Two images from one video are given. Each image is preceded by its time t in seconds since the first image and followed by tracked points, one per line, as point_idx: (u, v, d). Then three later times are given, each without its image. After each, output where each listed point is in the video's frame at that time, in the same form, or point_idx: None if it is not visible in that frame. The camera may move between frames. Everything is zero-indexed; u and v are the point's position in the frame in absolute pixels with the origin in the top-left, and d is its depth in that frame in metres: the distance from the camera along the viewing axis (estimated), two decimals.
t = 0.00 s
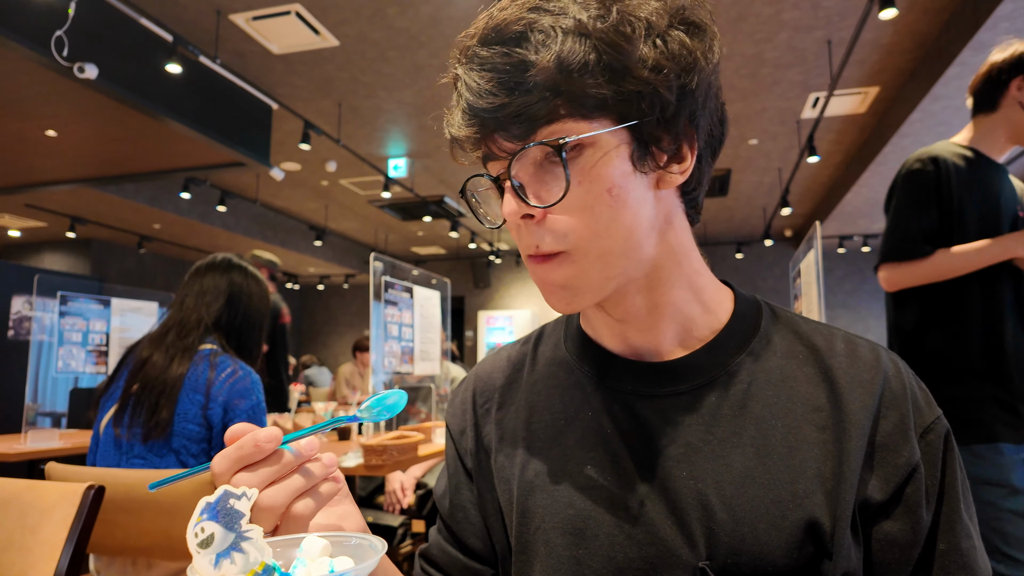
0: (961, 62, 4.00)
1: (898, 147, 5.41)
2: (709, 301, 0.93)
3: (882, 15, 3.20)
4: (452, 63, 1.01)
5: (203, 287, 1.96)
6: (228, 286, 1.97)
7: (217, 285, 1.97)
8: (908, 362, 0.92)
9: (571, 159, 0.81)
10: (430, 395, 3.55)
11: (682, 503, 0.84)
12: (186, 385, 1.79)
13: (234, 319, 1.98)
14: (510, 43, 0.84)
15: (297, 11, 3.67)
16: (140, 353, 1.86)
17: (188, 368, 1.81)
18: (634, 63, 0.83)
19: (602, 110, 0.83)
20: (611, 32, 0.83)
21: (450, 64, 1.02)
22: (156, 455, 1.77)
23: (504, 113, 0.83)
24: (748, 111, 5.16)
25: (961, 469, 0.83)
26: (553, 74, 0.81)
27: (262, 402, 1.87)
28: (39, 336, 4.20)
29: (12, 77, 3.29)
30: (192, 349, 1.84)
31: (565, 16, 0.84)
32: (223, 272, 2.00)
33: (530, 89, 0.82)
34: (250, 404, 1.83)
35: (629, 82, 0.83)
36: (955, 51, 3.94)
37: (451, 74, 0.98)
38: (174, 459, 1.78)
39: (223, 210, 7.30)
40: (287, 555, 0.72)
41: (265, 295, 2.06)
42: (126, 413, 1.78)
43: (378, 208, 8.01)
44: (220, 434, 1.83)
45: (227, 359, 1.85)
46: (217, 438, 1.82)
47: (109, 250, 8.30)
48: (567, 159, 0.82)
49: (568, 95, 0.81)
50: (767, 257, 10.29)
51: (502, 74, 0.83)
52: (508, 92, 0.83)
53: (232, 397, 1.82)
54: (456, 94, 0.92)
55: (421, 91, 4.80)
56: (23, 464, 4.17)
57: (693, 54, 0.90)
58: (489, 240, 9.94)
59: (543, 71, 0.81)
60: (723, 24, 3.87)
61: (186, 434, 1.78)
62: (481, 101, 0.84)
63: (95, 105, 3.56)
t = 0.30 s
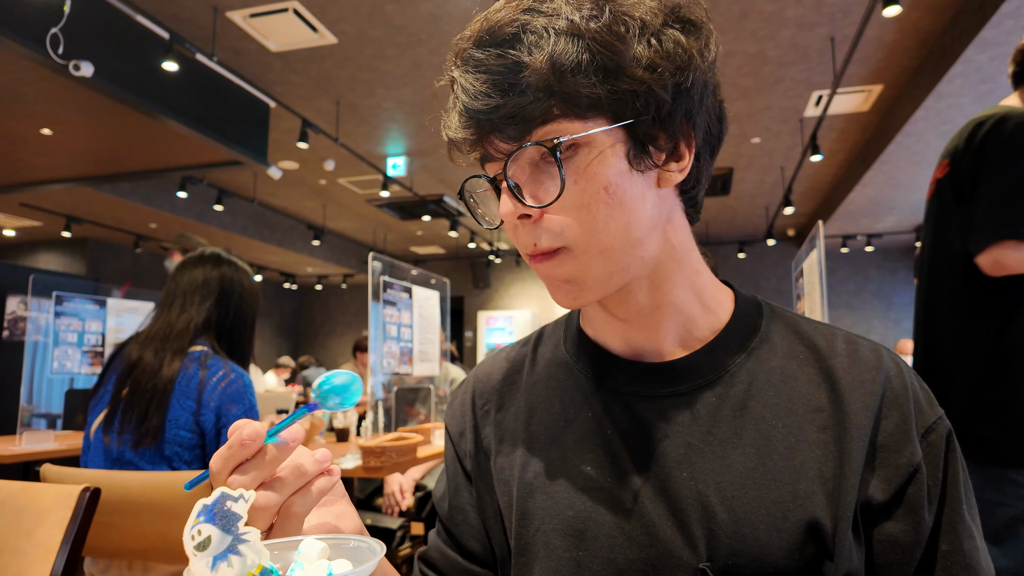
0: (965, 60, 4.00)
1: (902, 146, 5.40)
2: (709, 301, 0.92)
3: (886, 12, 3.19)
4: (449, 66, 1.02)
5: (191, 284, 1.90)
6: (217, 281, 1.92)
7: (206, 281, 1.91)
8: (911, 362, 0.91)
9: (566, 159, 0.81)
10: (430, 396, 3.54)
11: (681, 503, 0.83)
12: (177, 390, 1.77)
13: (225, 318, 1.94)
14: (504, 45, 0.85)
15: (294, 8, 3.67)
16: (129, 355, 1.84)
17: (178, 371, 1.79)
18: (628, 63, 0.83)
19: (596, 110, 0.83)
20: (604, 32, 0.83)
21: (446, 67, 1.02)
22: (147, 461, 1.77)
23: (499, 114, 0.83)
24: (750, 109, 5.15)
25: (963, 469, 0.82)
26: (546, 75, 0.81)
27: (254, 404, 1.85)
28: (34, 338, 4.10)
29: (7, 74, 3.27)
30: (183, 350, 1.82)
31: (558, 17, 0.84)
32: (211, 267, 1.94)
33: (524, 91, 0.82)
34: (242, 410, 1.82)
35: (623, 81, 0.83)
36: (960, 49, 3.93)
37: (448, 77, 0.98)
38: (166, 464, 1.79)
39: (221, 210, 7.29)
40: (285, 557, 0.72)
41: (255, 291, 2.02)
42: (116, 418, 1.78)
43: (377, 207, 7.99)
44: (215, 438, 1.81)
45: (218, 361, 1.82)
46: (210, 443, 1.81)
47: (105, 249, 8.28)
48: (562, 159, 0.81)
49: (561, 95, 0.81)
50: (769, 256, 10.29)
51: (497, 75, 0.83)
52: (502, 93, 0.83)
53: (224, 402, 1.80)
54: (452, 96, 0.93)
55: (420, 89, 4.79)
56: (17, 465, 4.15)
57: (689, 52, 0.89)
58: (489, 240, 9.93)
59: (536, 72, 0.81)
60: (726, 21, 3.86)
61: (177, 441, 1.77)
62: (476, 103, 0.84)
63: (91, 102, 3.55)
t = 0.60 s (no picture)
0: (969, 58, 3.99)
1: (906, 144, 5.39)
2: (710, 300, 0.91)
3: (889, 9, 3.18)
4: (446, 69, 1.01)
5: (178, 283, 1.88)
6: (205, 277, 1.92)
7: (194, 277, 1.90)
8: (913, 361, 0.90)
9: (565, 158, 0.80)
10: (428, 397, 3.52)
11: (682, 504, 0.82)
12: (170, 395, 1.76)
13: (215, 317, 1.93)
14: (501, 46, 0.84)
15: (292, 6, 3.66)
16: (119, 361, 1.81)
17: (170, 374, 1.77)
18: (625, 62, 0.82)
19: (595, 109, 0.82)
20: (601, 31, 0.83)
21: (444, 70, 1.02)
22: (142, 467, 1.75)
23: (497, 115, 0.83)
24: (753, 107, 5.14)
25: (964, 470, 0.81)
26: (543, 76, 0.80)
27: (248, 403, 1.83)
28: (29, 338, 4.18)
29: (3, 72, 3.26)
30: (174, 352, 1.81)
31: (554, 18, 0.84)
32: (198, 263, 1.93)
33: (522, 91, 0.82)
34: (236, 409, 1.80)
35: (621, 80, 0.82)
36: (964, 46, 3.92)
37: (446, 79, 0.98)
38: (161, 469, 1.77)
39: (217, 209, 7.27)
40: (282, 560, 0.71)
41: (240, 285, 2.01)
42: (108, 428, 1.74)
43: (375, 206, 7.97)
44: (209, 440, 1.79)
45: (209, 362, 1.81)
46: (205, 445, 1.79)
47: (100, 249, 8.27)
48: (560, 158, 0.80)
49: (559, 95, 0.81)
50: (772, 256, 10.27)
51: (494, 76, 0.83)
52: (500, 94, 0.83)
53: (218, 403, 1.78)
54: (450, 98, 0.92)
55: (420, 87, 4.78)
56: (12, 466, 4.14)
57: (687, 50, 0.88)
58: (489, 240, 9.92)
59: (533, 72, 0.81)
60: (727, 19, 3.86)
61: (172, 446, 1.76)
62: (474, 104, 0.84)
63: (86, 100, 3.54)
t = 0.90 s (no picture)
0: (974, 55, 3.98)
1: (910, 143, 5.38)
2: (709, 301, 0.91)
3: (893, 6, 3.18)
4: (438, 74, 1.00)
5: (157, 280, 1.81)
6: (185, 272, 1.84)
7: (173, 273, 1.82)
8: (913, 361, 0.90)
9: (562, 161, 0.79)
10: (427, 399, 3.51)
11: (682, 504, 0.82)
12: (155, 399, 1.73)
13: (198, 316, 1.86)
14: (494, 50, 0.83)
15: (289, 4, 3.65)
16: (104, 363, 1.78)
17: (155, 377, 1.74)
18: (619, 64, 0.81)
19: (590, 111, 0.81)
20: (594, 33, 0.82)
21: (437, 75, 1.01)
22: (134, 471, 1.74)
23: (491, 119, 0.81)
24: (756, 105, 5.14)
25: (966, 470, 0.81)
26: (537, 79, 0.79)
27: (237, 402, 1.80)
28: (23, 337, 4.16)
29: None
30: (158, 353, 1.77)
31: (546, 21, 0.83)
32: (178, 257, 1.85)
33: (516, 95, 0.80)
34: (224, 409, 1.76)
35: (615, 82, 0.81)
36: (968, 44, 3.92)
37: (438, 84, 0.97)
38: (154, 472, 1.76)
39: (214, 208, 7.26)
40: (279, 563, 0.70)
41: (224, 280, 1.94)
42: (96, 437, 1.74)
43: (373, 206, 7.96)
44: (199, 442, 1.77)
45: (195, 363, 1.77)
46: (195, 447, 1.77)
47: (95, 248, 8.25)
48: (557, 161, 0.79)
49: (553, 98, 0.80)
50: (774, 255, 10.27)
51: (487, 81, 0.82)
52: (494, 99, 0.82)
53: (206, 404, 1.76)
54: (444, 103, 0.91)
55: (418, 85, 4.77)
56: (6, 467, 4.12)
57: (680, 50, 0.88)
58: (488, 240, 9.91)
59: (527, 76, 0.80)
60: (729, 16, 3.85)
61: (161, 450, 1.73)
62: (468, 110, 0.83)
63: (82, 98, 3.52)
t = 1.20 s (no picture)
0: (979, 53, 3.97)
1: (914, 141, 5.37)
2: (708, 299, 0.90)
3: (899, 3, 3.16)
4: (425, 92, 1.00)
5: (135, 277, 1.79)
6: (160, 267, 1.81)
7: (150, 268, 1.80)
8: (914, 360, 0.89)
9: (551, 176, 0.79)
10: (426, 400, 3.50)
11: (683, 503, 0.81)
12: (144, 403, 1.71)
13: (181, 313, 1.85)
14: (474, 75, 0.82)
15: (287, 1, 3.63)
16: (86, 370, 1.75)
17: (143, 381, 1.72)
18: (598, 73, 0.79)
19: (573, 125, 0.79)
20: (570, 45, 0.80)
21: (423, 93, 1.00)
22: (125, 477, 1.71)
23: (478, 143, 0.81)
24: (758, 103, 5.13)
25: (967, 469, 0.80)
26: (517, 100, 0.78)
27: (230, 402, 1.79)
28: (19, 340, 4.25)
29: None
30: (145, 355, 1.75)
31: (522, 38, 0.81)
32: (156, 250, 1.83)
33: (500, 117, 0.79)
34: (218, 412, 1.75)
35: (596, 94, 0.80)
36: (973, 41, 3.91)
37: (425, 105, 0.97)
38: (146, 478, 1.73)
39: (211, 207, 7.25)
40: (277, 566, 0.69)
41: (207, 270, 1.91)
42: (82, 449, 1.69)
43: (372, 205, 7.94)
44: (195, 445, 1.76)
45: (185, 364, 1.76)
46: (191, 450, 1.75)
47: (90, 247, 8.23)
48: (546, 176, 0.79)
49: (536, 116, 0.78)
50: (777, 255, 10.26)
51: (470, 106, 0.82)
52: (479, 123, 0.81)
53: (198, 407, 1.74)
54: (432, 127, 0.91)
55: (417, 83, 4.75)
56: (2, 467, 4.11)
57: (662, 49, 0.85)
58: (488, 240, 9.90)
59: (507, 97, 0.79)
60: (731, 14, 3.84)
61: (155, 454, 1.71)
62: (455, 135, 0.83)
63: (78, 96, 3.52)
